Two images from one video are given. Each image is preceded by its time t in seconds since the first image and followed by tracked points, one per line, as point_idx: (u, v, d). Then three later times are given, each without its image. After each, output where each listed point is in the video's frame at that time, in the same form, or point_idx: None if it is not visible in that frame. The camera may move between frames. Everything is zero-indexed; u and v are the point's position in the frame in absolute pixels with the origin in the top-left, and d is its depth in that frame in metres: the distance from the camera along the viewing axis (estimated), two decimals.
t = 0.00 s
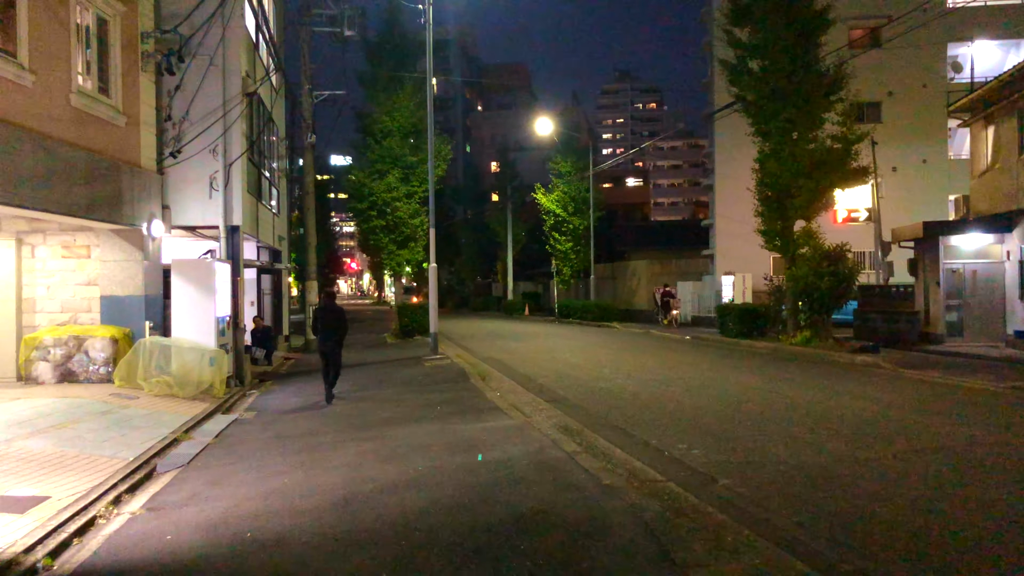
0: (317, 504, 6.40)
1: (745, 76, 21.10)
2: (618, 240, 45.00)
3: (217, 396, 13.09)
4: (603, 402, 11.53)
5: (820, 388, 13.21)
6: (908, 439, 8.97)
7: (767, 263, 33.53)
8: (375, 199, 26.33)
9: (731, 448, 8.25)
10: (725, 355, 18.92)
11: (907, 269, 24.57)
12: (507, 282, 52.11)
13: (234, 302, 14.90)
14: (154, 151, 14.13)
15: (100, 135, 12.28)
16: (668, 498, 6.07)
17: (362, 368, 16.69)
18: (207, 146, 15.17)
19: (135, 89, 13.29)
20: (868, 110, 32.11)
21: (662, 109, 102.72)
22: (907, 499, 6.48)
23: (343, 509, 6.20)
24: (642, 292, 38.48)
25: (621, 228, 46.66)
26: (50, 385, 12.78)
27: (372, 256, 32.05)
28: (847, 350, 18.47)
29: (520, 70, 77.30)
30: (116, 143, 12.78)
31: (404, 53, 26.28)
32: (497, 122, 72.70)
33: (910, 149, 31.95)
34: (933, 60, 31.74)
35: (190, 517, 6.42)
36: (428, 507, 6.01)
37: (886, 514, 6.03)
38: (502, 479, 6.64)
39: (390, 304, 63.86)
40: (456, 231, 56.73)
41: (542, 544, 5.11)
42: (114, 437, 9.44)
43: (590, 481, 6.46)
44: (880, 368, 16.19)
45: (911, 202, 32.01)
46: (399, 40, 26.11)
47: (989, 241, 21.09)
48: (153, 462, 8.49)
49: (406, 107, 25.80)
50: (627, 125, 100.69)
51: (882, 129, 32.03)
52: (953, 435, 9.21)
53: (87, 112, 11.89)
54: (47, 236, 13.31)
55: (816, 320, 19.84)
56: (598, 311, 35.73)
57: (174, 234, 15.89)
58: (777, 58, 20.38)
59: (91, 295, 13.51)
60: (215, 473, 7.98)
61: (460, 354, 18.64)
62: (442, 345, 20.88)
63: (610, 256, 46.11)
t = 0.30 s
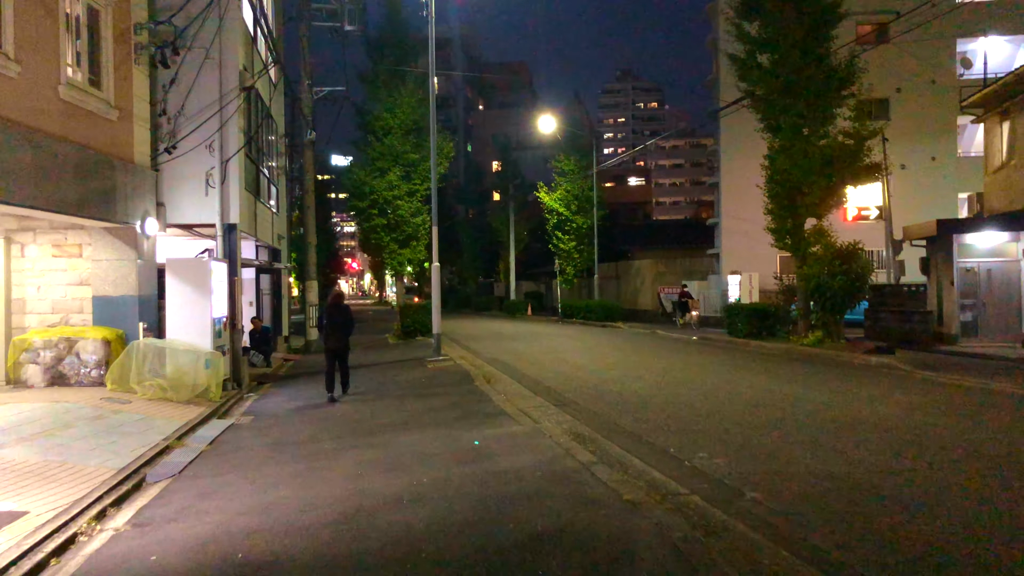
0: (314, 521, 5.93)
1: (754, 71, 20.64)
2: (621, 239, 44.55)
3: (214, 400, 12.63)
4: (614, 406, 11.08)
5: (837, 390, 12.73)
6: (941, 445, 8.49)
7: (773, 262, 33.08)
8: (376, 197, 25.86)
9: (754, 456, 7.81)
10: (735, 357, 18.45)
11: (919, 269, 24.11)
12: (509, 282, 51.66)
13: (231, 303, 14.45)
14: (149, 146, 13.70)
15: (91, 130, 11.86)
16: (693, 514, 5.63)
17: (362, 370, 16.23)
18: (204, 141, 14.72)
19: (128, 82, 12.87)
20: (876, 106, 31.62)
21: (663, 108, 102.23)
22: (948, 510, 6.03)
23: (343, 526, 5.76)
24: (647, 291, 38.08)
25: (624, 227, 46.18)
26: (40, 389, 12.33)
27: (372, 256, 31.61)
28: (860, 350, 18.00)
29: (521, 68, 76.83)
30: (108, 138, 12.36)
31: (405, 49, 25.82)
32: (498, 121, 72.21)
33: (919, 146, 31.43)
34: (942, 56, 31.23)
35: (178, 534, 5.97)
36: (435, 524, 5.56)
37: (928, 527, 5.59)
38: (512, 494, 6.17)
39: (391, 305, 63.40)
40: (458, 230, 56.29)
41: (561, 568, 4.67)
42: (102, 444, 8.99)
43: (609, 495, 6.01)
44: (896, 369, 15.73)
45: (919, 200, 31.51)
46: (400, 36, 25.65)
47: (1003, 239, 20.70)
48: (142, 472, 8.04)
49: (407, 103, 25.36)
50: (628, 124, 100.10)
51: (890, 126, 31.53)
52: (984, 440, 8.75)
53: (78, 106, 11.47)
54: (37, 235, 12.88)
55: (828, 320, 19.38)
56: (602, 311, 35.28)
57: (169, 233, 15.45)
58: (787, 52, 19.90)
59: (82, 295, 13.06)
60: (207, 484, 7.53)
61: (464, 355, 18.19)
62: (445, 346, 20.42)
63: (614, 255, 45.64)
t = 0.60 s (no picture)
0: (313, 543, 5.46)
1: (766, 66, 20.13)
2: (625, 239, 44.02)
3: (210, 406, 12.19)
4: (627, 413, 10.59)
5: (859, 396, 12.21)
6: (979, 455, 7.97)
7: (781, 262, 32.60)
8: (379, 196, 25.38)
9: (783, 470, 7.31)
10: (747, 360, 17.93)
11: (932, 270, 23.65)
12: (512, 282, 51.15)
13: (229, 305, 13.99)
14: (143, 142, 13.22)
15: (82, 125, 11.39)
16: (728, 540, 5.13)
17: (364, 374, 15.74)
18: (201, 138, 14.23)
19: (122, 76, 12.40)
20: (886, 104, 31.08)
21: (665, 108, 101.65)
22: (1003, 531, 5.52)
23: (344, 550, 5.27)
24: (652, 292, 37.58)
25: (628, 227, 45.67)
26: (30, 395, 11.86)
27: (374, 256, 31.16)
28: (877, 353, 17.50)
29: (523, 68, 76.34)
30: (100, 133, 11.89)
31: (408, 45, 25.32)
32: (500, 120, 71.71)
33: (930, 145, 30.87)
34: (953, 53, 30.66)
35: (164, 558, 5.48)
36: (446, 550, 5.07)
37: (984, 550, 5.10)
38: (528, 515, 5.69)
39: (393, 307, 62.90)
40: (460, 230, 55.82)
41: None
42: (90, 455, 8.52)
43: (634, 518, 5.51)
44: (916, 373, 15.22)
45: (930, 199, 30.95)
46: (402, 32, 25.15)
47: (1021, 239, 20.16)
48: (131, 486, 7.55)
49: (410, 101, 24.87)
50: (631, 124, 99.59)
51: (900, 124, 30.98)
52: None
53: (68, 100, 11.00)
54: (28, 234, 12.43)
55: (842, 322, 18.87)
56: (607, 313, 34.77)
57: (166, 233, 14.99)
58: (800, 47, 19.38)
59: (74, 297, 12.62)
60: (199, 499, 7.05)
61: (468, 358, 17.69)
62: (448, 348, 19.92)
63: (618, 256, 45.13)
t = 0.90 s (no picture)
0: (315, 562, 4.99)
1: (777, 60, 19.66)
2: (630, 238, 43.53)
3: (205, 408, 11.75)
4: (643, 417, 10.13)
5: (882, 398, 11.71)
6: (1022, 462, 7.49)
7: (789, 262, 32.18)
8: (381, 194, 24.90)
9: (816, 479, 6.85)
10: (759, 361, 17.45)
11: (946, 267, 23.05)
12: (515, 282, 50.69)
13: (227, 304, 13.54)
14: (138, 135, 12.76)
15: (73, 116, 10.94)
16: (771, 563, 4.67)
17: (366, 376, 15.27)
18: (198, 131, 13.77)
19: (115, 65, 11.94)
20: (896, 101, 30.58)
21: (668, 107, 101.06)
22: None
23: (347, 571, 4.81)
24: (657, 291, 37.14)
25: (633, 226, 45.19)
26: (18, 396, 11.41)
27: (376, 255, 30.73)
28: (892, 354, 17.04)
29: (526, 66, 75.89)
30: (92, 125, 11.44)
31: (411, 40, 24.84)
32: (503, 119, 71.30)
33: (940, 142, 30.36)
34: (965, 49, 30.14)
35: None
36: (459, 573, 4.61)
37: None
38: (547, 532, 5.22)
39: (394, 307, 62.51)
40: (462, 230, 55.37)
41: None
42: (78, 461, 8.05)
43: (666, 538, 5.06)
44: (935, 374, 14.76)
45: (941, 198, 30.41)
46: (405, 26, 24.67)
47: None
48: (118, 496, 7.09)
49: (413, 97, 24.39)
50: (633, 123, 99.03)
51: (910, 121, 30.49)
52: None
53: (58, 89, 10.55)
54: (18, 230, 12.00)
55: (856, 321, 18.41)
56: (612, 312, 34.31)
57: (162, 229, 14.55)
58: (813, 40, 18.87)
59: (66, 296, 12.16)
60: (192, 511, 6.59)
61: (473, 359, 17.23)
62: (453, 349, 19.47)
63: (622, 255, 44.66)
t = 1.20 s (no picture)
0: None
1: (790, 54, 19.15)
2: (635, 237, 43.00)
3: (202, 414, 11.30)
4: (659, 423, 9.66)
5: (908, 405, 11.17)
6: None
7: (797, 261, 31.70)
8: (383, 192, 24.43)
9: (852, 495, 6.38)
10: (772, 363, 16.98)
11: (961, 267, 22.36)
12: (518, 281, 50.20)
13: (224, 305, 13.09)
14: (132, 130, 12.31)
15: (62, 109, 10.49)
16: None
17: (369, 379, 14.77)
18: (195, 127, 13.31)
19: (108, 58, 11.50)
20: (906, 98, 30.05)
21: (671, 106, 100.35)
22: None
23: None
24: (663, 291, 36.64)
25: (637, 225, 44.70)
26: (7, 401, 10.98)
27: (378, 254, 30.28)
28: (909, 356, 16.55)
29: (528, 65, 75.43)
30: (83, 118, 11.00)
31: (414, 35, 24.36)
32: (505, 117, 70.83)
33: (952, 138, 29.81)
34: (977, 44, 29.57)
35: None
36: None
37: None
38: (568, 559, 4.76)
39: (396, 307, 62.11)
40: (464, 229, 54.93)
41: None
42: (63, 473, 7.61)
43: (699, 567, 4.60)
44: (956, 378, 14.28)
45: (953, 196, 29.82)
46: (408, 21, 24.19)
47: None
48: (104, 513, 6.63)
49: (416, 92, 23.93)
50: (636, 122, 98.29)
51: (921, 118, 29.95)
52: None
53: (47, 82, 10.11)
54: (7, 229, 11.56)
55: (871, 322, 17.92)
56: (618, 313, 33.81)
57: (158, 228, 14.10)
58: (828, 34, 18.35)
59: (56, 297, 11.72)
60: (182, 530, 6.15)
61: (479, 361, 16.78)
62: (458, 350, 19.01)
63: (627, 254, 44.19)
